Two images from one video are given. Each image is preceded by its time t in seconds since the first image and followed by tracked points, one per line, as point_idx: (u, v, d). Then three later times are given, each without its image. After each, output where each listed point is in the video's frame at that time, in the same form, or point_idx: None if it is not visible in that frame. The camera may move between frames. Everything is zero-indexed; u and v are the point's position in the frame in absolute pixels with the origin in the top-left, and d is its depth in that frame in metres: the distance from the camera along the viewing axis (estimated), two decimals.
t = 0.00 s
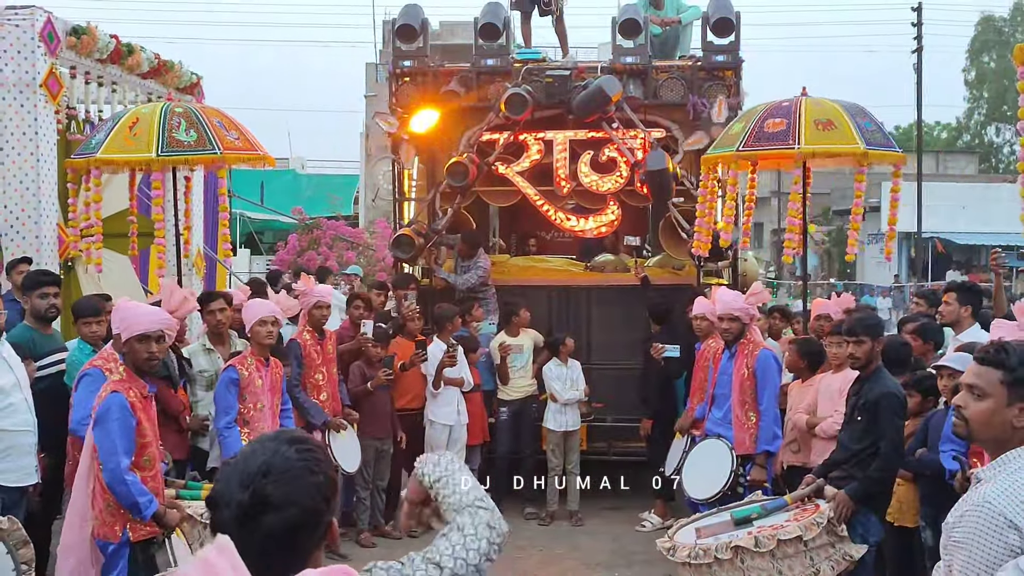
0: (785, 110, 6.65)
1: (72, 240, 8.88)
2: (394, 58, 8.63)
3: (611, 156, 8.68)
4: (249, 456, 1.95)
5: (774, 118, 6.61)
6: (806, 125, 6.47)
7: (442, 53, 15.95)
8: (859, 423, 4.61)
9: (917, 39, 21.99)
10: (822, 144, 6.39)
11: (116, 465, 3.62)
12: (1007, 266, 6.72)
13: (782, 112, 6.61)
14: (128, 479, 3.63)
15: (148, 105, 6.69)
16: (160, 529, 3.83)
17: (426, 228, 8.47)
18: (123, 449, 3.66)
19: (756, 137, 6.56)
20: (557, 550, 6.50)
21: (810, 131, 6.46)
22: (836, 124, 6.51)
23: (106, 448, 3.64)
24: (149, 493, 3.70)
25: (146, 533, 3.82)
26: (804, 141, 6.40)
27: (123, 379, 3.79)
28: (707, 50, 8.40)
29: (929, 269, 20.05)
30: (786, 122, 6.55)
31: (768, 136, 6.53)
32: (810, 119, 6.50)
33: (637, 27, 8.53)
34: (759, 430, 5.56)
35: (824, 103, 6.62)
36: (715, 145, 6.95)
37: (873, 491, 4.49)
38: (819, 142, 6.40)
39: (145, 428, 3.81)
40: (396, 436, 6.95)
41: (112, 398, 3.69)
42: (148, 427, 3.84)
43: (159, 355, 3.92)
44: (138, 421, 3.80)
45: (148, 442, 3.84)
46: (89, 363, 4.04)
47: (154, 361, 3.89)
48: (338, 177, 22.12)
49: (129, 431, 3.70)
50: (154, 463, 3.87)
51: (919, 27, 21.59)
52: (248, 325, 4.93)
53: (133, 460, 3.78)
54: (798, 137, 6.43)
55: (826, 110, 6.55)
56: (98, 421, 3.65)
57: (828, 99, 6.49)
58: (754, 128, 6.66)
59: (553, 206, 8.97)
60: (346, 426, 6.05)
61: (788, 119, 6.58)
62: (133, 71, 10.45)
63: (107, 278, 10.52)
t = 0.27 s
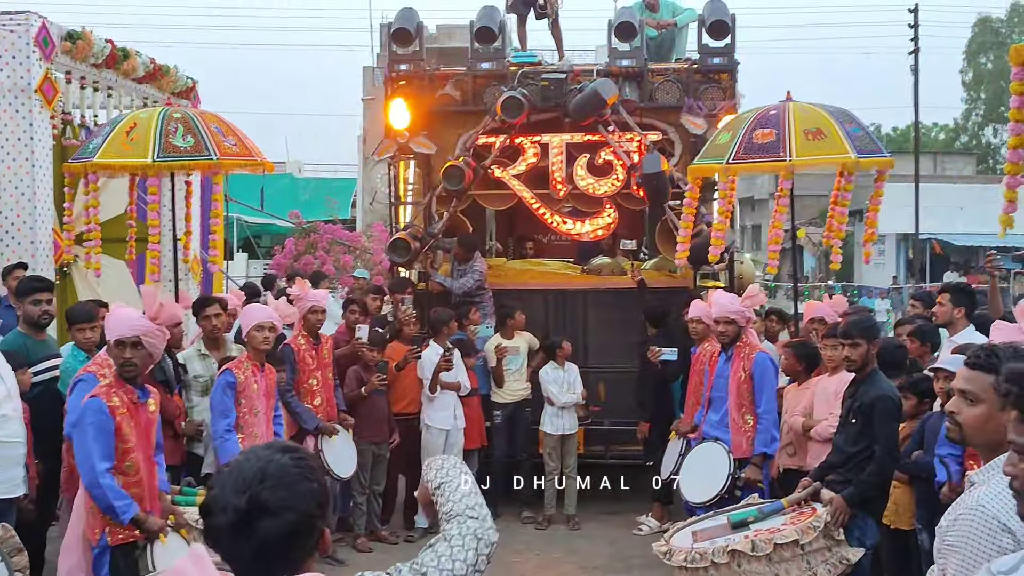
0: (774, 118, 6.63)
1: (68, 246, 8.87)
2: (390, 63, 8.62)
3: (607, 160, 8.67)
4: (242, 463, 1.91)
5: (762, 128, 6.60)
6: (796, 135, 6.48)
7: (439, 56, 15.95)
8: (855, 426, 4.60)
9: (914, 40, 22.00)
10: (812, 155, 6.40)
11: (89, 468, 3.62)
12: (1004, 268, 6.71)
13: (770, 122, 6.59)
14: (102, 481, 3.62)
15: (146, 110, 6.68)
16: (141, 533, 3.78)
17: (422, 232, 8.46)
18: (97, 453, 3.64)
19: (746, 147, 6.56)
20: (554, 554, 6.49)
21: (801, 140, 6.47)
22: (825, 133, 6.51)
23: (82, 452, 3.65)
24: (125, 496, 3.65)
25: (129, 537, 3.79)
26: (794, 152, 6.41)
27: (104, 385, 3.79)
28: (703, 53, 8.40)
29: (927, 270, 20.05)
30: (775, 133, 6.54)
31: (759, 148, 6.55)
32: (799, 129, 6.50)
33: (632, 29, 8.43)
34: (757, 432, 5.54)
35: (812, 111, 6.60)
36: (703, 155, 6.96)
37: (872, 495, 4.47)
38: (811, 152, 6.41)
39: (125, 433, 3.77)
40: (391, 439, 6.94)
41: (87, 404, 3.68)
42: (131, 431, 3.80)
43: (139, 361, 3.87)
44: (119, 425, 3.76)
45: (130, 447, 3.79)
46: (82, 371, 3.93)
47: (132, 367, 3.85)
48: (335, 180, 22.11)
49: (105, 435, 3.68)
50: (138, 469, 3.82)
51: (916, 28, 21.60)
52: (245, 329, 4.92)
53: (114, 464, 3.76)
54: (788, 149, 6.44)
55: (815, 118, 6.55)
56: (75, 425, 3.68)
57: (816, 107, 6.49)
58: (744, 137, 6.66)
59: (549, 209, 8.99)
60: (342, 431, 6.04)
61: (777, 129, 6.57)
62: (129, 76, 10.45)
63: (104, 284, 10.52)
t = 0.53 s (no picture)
0: (769, 117, 6.59)
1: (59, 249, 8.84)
2: (382, 64, 8.66)
3: (599, 161, 8.71)
4: (274, 463, 1.89)
5: (759, 127, 6.56)
6: (793, 132, 6.49)
7: (431, 58, 15.95)
8: (845, 425, 4.61)
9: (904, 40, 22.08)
10: (811, 153, 6.41)
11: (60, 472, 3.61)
12: (994, 266, 6.74)
13: (767, 119, 6.56)
14: (68, 488, 3.60)
15: (139, 113, 6.65)
16: (119, 537, 3.77)
17: (414, 234, 8.46)
18: (70, 455, 3.62)
19: (743, 145, 6.50)
20: (548, 555, 6.49)
21: (799, 138, 6.47)
22: (822, 131, 6.52)
23: (56, 454, 3.65)
24: (96, 501, 3.62)
25: (107, 539, 3.79)
26: (793, 151, 6.39)
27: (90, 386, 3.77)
28: (694, 53, 8.42)
29: (919, 269, 20.11)
30: (772, 131, 6.51)
31: (756, 146, 6.51)
32: (796, 127, 6.50)
33: (624, 31, 8.55)
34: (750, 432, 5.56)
35: (807, 110, 6.61)
36: (696, 152, 6.91)
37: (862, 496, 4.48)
38: (808, 151, 6.42)
39: (106, 437, 3.74)
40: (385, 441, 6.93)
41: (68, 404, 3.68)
42: (113, 435, 3.77)
43: (134, 365, 3.85)
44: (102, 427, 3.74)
45: (110, 450, 3.77)
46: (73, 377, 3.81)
47: (127, 370, 3.83)
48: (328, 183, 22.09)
49: (85, 440, 3.65)
50: (119, 472, 3.79)
51: (907, 28, 21.67)
52: (236, 332, 4.91)
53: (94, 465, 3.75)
54: (786, 147, 6.42)
55: (811, 117, 6.55)
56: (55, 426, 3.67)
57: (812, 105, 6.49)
58: (740, 135, 6.58)
59: (542, 210, 9.02)
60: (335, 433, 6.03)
61: (774, 126, 6.54)
62: (120, 79, 10.42)
63: (95, 287, 10.49)
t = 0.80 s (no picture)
0: (761, 108, 6.58)
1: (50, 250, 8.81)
2: (372, 63, 8.62)
3: (590, 158, 8.75)
4: (332, 468, 1.91)
5: (753, 117, 6.53)
6: (788, 123, 6.44)
7: (422, 56, 15.94)
8: (838, 420, 4.63)
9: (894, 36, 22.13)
10: (806, 142, 6.34)
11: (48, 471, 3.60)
12: (984, 261, 6.77)
13: (760, 110, 6.53)
14: (54, 487, 3.59)
15: (131, 113, 6.63)
16: (112, 535, 3.75)
17: (406, 232, 8.45)
18: (58, 454, 3.61)
19: (738, 135, 6.45)
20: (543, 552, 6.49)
21: (793, 129, 6.41)
22: (815, 122, 6.49)
23: (46, 454, 3.63)
24: (83, 498, 3.61)
25: (99, 538, 3.76)
26: (789, 139, 6.34)
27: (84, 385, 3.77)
28: (684, 49, 8.42)
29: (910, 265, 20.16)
30: (766, 121, 6.48)
31: (750, 135, 6.46)
32: (790, 117, 6.46)
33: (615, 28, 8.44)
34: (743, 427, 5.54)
35: (800, 102, 6.60)
36: (688, 145, 6.87)
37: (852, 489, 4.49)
38: (803, 140, 6.36)
39: (98, 436, 3.73)
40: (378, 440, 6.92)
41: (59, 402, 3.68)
42: (105, 435, 3.75)
43: (129, 364, 3.84)
44: (95, 426, 3.72)
45: (103, 450, 3.75)
46: (63, 377, 3.79)
47: (124, 369, 3.82)
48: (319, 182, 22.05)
49: (77, 439, 3.64)
50: (112, 472, 3.77)
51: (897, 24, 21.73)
52: (228, 331, 4.91)
53: (86, 464, 3.74)
54: (781, 135, 6.38)
55: (804, 108, 6.53)
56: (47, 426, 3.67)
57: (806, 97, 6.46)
58: (733, 126, 6.53)
59: (533, 208, 9.04)
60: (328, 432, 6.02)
61: (768, 117, 6.51)
62: (110, 79, 10.38)
63: (86, 288, 10.45)
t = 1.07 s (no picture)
0: (750, 104, 6.58)
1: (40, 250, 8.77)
2: (363, 61, 8.65)
3: (582, 155, 8.75)
4: (390, 467, 1.91)
5: (742, 112, 6.53)
6: (779, 118, 6.45)
7: (413, 54, 15.90)
8: (830, 417, 4.63)
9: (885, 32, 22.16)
10: (798, 135, 6.35)
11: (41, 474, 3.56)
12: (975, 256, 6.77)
13: (749, 105, 6.53)
14: (47, 489, 3.56)
15: (121, 113, 6.60)
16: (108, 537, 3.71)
17: (398, 231, 8.44)
18: (52, 456, 3.58)
19: (729, 130, 6.44)
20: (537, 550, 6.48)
21: (784, 123, 6.42)
22: (805, 116, 6.51)
23: (40, 456, 3.59)
24: (76, 500, 3.58)
25: (95, 542, 3.71)
26: (780, 133, 6.35)
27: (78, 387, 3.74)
28: (675, 46, 8.42)
29: (902, 260, 20.20)
30: (756, 116, 6.48)
31: (741, 130, 6.44)
32: (780, 111, 6.47)
33: (605, 25, 8.54)
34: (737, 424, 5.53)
35: (788, 97, 6.61)
36: (677, 142, 6.86)
37: (841, 484, 4.50)
38: (797, 133, 6.36)
39: (94, 439, 3.70)
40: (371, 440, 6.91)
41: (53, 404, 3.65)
42: (100, 437, 3.73)
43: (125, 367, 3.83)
44: (89, 429, 3.69)
45: (97, 453, 3.73)
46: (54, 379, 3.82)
47: (119, 371, 3.81)
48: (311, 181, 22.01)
49: (72, 441, 3.61)
50: (105, 474, 3.76)
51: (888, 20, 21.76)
52: (217, 332, 4.89)
53: (79, 467, 3.71)
54: (773, 129, 6.38)
55: (793, 103, 6.54)
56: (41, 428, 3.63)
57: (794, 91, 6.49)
58: (722, 121, 6.52)
59: (525, 206, 9.02)
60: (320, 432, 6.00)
61: (758, 112, 6.51)
62: (99, 79, 10.34)
63: (78, 289, 10.42)
